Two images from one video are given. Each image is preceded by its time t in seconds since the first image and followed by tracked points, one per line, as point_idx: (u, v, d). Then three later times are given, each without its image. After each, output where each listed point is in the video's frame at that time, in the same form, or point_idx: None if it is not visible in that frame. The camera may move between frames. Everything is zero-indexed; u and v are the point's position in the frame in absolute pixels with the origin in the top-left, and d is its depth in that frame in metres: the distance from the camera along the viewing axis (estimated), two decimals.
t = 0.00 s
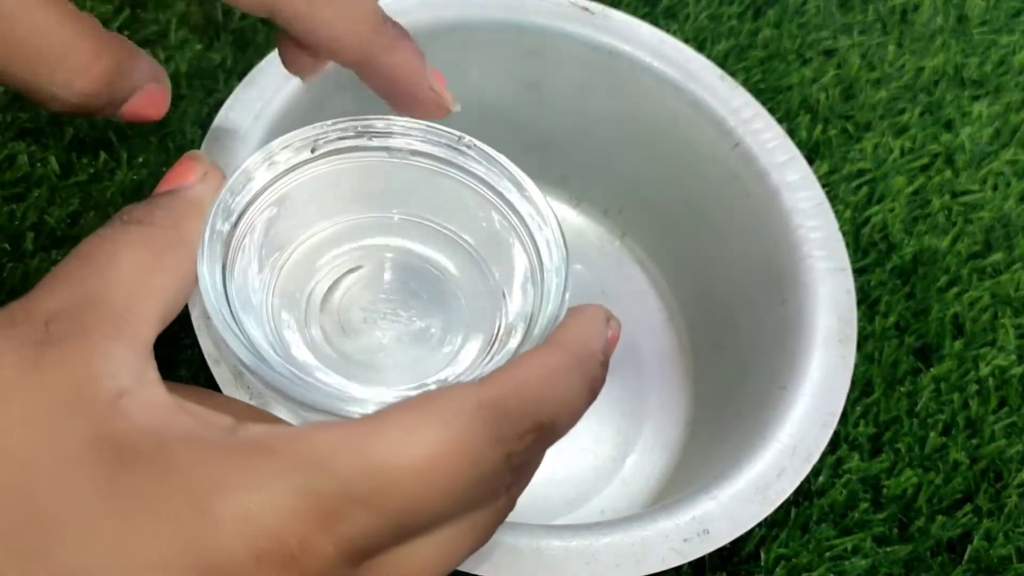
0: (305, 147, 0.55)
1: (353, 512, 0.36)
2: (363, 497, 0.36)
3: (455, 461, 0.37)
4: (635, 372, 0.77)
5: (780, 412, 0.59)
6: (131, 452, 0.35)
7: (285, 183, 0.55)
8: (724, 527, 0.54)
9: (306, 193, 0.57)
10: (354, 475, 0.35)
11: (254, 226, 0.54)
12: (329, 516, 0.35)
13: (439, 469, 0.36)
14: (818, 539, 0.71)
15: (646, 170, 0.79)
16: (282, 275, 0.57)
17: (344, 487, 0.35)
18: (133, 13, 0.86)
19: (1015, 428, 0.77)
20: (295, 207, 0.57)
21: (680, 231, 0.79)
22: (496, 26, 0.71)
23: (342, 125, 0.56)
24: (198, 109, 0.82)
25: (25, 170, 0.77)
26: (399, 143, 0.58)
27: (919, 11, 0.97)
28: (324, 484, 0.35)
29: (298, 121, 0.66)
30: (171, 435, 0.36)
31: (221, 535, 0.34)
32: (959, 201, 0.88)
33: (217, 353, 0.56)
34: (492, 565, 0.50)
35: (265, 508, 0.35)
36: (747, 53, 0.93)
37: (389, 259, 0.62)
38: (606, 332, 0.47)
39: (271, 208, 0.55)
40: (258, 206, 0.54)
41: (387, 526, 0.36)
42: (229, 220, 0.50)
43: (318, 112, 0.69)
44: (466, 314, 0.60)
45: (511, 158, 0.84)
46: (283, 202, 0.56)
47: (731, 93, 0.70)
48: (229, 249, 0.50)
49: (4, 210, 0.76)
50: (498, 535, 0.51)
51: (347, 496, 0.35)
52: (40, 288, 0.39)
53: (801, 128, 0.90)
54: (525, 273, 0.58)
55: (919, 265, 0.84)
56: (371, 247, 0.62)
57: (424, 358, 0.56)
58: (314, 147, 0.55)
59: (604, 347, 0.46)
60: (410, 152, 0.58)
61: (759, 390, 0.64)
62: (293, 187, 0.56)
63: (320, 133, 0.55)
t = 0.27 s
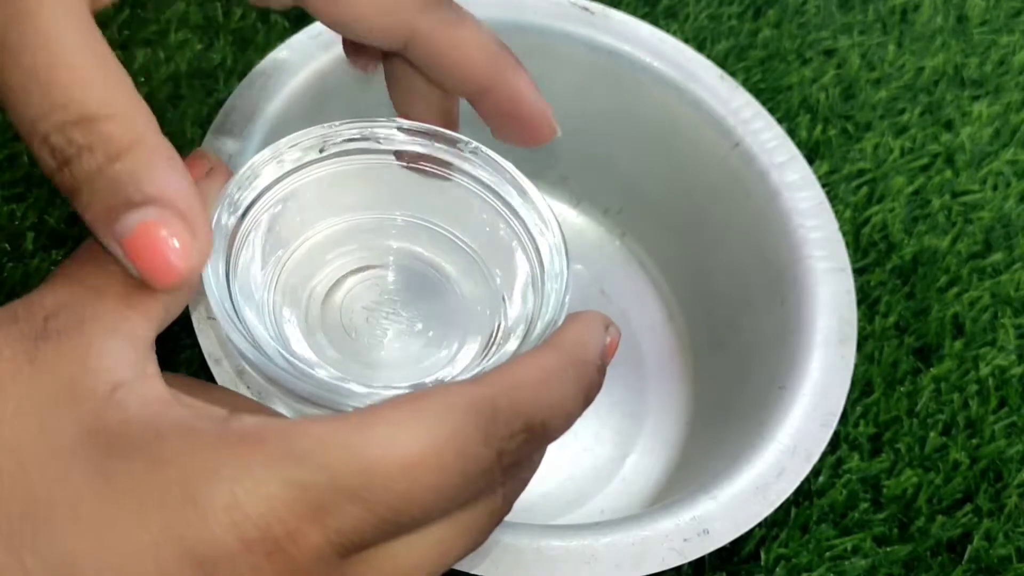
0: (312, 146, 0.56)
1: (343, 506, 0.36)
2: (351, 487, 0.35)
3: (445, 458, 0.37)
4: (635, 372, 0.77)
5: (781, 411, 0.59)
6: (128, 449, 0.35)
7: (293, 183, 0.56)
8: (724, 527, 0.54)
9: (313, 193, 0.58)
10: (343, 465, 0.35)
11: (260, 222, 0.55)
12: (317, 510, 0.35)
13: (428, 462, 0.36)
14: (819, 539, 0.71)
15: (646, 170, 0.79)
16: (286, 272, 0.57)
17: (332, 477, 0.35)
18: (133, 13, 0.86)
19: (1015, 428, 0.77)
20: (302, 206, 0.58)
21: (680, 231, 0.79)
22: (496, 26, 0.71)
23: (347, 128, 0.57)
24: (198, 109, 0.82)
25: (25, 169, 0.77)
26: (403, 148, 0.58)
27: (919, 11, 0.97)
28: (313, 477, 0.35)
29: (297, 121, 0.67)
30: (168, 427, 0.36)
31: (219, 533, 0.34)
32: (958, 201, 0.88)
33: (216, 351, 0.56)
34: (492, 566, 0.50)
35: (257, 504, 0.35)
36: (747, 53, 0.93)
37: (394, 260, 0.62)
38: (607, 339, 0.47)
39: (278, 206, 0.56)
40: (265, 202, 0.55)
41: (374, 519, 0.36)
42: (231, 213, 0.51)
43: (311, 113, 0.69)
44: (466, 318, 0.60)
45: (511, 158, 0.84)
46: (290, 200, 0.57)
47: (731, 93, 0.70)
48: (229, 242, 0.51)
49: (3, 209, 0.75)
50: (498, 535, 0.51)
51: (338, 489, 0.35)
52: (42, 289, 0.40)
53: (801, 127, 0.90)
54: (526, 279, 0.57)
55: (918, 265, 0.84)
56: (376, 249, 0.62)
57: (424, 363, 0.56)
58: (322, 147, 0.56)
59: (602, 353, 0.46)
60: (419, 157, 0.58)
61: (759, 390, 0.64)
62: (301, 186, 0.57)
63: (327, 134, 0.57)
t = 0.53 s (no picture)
0: (315, 155, 0.59)
1: (312, 527, 0.38)
2: (322, 512, 0.38)
3: (417, 482, 0.39)
4: (635, 372, 0.77)
5: (781, 411, 0.59)
6: (110, 471, 0.38)
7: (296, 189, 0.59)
8: (724, 527, 0.54)
9: (315, 201, 0.61)
10: (317, 491, 0.37)
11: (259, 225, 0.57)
12: (286, 529, 0.37)
13: (400, 486, 0.39)
14: (819, 539, 0.71)
15: (646, 170, 0.79)
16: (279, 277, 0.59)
17: (305, 502, 0.37)
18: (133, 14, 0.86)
19: (1016, 428, 0.77)
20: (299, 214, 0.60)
21: (680, 231, 0.79)
22: (496, 26, 0.71)
23: (350, 140, 0.60)
24: (198, 109, 0.82)
25: (25, 169, 0.77)
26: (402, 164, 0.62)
27: (919, 11, 0.97)
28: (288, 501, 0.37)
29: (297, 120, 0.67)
30: (146, 451, 0.38)
31: (190, 552, 0.36)
32: (958, 201, 0.88)
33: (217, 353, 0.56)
34: (492, 565, 0.50)
35: (228, 526, 0.37)
36: (747, 53, 0.93)
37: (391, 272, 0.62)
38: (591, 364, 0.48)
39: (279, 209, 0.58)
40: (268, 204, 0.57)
41: (345, 540, 0.38)
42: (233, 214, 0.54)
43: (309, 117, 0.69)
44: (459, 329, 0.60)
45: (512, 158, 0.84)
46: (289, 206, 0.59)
47: (731, 93, 0.70)
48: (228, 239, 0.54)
49: (3, 209, 0.75)
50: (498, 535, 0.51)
51: (309, 510, 0.37)
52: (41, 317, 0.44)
53: (801, 127, 0.90)
54: (518, 297, 0.58)
55: (918, 265, 0.84)
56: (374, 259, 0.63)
57: (412, 373, 0.56)
58: (326, 158, 0.60)
59: (587, 379, 0.47)
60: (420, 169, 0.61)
61: (759, 390, 0.64)
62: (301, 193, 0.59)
63: (331, 145, 0.60)
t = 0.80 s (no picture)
0: (320, 174, 0.60)
1: (303, 538, 0.38)
2: (310, 522, 0.38)
3: (403, 497, 0.39)
4: (634, 373, 0.77)
5: (780, 411, 0.59)
6: (106, 478, 0.38)
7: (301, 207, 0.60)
8: (724, 528, 0.54)
9: (314, 219, 0.62)
10: (305, 500, 0.38)
11: (261, 241, 0.58)
12: (276, 539, 0.38)
13: (384, 500, 0.39)
14: (819, 539, 0.71)
15: (646, 170, 0.79)
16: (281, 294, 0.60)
17: (293, 512, 0.38)
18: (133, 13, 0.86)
19: (1016, 428, 0.77)
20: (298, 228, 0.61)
21: (681, 231, 0.79)
22: (497, 27, 0.72)
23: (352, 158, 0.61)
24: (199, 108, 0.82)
25: (25, 169, 0.77)
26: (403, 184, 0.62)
27: (919, 11, 0.97)
28: (278, 510, 0.37)
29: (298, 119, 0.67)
30: (142, 457, 0.39)
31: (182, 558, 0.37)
32: (958, 201, 0.88)
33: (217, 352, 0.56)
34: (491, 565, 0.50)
35: (220, 534, 0.37)
36: (747, 53, 0.93)
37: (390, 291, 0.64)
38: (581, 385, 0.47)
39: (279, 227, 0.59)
40: (267, 223, 0.58)
41: (332, 551, 0.38)
42: (236, 231, 0.55)
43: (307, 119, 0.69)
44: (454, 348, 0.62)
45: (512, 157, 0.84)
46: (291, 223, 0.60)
47: (731, 93, 0.70)
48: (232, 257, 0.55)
49: (3, 209, 0.75)
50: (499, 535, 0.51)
51: (299, 522, 0.38)
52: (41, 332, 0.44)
53: (801, 127, 0.90)
54: (515, 321, 0.60)
55: (918, 265, 0.84)
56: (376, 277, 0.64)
57: (409, 395, 0.57)
58: (331, 176, 0.61)
59: (577, 401, 0.46)
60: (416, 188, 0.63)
61: (758, 390, 0.64)
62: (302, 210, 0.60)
63: (335, 164, 0.61)
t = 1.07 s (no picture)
0: (331, 161, 0.65)
1: (301, 514, 0.36)
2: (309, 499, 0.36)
3: (411, 473, 0.38)
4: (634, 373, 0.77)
5: (780, 411, 0.59)
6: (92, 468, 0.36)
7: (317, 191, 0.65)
8: (724, 528, 0.54)
9: (329, 209, 0.66)
10: (308, 479, 0.36)
11: (270, 231, 0.63)
12: (277, 518, 0.36)
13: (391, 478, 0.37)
14: (819, 539, 0.71)
15: (647, 170, 0.79)
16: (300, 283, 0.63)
17: (295, 489, 0.36)
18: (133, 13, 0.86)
19: (1016, 428, 0.77)
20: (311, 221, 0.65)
21: (681, 231, 0.78)
22: (499, 27, 0.71)
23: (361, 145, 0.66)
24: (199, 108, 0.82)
25: (24, 169, 0.76)
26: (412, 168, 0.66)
27: (919, 11, 0.97)
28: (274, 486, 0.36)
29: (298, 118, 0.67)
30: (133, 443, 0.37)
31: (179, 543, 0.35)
32: (959, 201, 0.87)
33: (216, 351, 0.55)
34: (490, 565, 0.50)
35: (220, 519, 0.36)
36: (747, 52, 0.93)
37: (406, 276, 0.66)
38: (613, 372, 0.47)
39: (287, 216, 0.64)
40: (274, 214, 0.63)
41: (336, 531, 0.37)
42: (244, 220, 0.60)
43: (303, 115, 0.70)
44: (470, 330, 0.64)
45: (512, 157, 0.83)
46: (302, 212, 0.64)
47: (731, 93, 0.70)
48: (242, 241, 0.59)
49: (3, 209, 0.74)
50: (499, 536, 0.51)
51: (299, 499, 0.36)
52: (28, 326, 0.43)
53: (801, 127, 0.90)
54: (532, 302, 0.63)
55: (919, 264, 0.84)
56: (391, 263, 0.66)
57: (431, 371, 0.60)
58: (340, 164, 0.66)
59: (603, 388, 0.45)
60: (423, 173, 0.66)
61: (759, 390, 0.64)
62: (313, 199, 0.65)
63: (345, 151, 0.66)
